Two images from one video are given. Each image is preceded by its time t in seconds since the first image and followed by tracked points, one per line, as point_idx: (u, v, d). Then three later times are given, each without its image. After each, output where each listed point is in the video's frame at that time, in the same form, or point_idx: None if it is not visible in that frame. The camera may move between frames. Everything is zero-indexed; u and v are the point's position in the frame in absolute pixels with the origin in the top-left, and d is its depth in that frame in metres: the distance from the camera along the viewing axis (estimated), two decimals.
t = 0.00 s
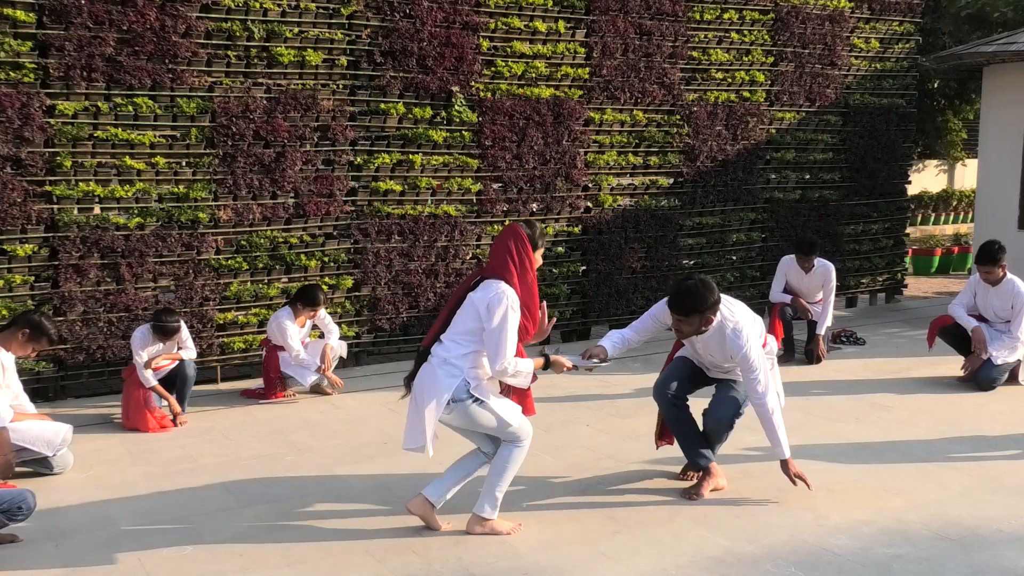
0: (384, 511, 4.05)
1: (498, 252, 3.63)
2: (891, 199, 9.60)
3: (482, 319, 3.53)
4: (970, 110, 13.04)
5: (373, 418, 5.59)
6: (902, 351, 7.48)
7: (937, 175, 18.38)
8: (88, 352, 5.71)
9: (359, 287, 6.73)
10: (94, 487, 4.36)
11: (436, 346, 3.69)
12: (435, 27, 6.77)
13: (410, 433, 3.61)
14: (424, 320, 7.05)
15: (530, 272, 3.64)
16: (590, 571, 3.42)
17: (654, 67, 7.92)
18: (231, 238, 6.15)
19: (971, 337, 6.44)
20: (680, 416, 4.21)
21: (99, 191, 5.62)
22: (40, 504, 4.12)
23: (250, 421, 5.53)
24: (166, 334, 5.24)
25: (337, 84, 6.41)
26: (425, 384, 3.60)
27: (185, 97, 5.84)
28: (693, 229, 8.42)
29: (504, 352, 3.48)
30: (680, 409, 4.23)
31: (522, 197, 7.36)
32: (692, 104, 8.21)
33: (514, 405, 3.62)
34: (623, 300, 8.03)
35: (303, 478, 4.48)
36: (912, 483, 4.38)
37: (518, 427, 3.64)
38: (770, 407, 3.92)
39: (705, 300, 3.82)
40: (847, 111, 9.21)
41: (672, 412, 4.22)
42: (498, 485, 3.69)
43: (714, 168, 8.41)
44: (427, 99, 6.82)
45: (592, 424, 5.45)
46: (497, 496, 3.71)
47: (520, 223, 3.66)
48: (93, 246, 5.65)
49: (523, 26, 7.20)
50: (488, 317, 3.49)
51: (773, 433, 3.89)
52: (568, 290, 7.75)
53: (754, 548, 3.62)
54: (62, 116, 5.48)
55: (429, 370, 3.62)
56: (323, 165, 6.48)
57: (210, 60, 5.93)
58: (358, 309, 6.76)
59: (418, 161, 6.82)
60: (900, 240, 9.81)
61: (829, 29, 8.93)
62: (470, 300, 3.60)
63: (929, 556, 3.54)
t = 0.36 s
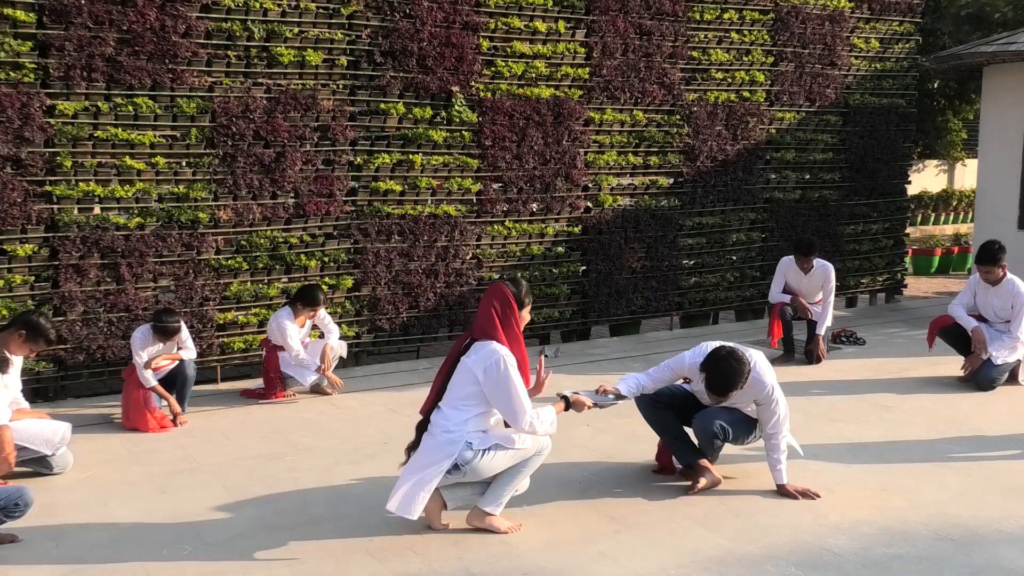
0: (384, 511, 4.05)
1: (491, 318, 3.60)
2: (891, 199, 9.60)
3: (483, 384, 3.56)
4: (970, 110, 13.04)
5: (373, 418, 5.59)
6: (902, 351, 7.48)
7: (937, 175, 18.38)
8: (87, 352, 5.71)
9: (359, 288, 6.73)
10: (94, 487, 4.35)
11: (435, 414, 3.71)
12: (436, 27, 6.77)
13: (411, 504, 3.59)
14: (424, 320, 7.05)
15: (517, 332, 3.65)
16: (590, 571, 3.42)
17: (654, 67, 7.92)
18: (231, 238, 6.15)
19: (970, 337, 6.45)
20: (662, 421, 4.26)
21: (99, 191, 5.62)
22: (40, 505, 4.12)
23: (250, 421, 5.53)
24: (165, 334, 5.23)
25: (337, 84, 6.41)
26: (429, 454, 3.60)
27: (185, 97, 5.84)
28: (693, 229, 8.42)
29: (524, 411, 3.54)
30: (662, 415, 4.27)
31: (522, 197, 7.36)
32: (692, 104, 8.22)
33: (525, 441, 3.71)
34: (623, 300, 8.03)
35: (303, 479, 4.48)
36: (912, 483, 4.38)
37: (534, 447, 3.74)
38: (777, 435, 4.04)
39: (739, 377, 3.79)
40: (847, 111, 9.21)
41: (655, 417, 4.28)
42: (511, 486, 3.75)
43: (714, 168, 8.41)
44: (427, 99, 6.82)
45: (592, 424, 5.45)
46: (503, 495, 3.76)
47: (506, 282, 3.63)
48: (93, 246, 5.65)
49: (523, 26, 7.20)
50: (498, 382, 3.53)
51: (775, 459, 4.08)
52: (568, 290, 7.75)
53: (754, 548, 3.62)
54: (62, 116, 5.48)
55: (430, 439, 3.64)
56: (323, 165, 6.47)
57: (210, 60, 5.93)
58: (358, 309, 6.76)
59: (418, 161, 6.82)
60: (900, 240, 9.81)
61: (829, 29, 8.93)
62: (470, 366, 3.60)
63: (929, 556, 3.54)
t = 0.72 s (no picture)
0: (384, 512, 4.05)
1: (487, 342, 3.58)
2: (891, 199, 9.60)
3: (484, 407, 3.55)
4: (970, 109, 13.04)
5: (373, 418, 5.59)
6: (902, 351, 7.48)
7: (937, 175, 18.38)
8: (88, 352, 5.72)
9: (359, 288, 6.73)
10: (94, 487, 4.36)
11: (435, 439, 3.67)
12: (436, 27, 6.77)
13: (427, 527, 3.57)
14: (424, 320, 7.05)
15: (511, 351, 3.63)
16: (590, 571, 3.42)
17: (654, 67, 7.92)
18: (231, 238, 6.16)
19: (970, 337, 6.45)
20: (673, 417, 4.35)
21: (99, 191, 5.62)
22: (40, 505, 4.12)
23: (250, 421, 5.53)
24: (164, 335, 5.22)
25: (337, 84, 6.42)
26: (437, 482, 3.56)
27: (185, 97, 5.84)
28: (693, 229, 8.42)
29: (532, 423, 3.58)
30: (675, 411, 4.36)
31: (522, 197, 7.37)
32: (692, 104, 8.22)
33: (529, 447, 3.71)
34: (623, 300, 8.03)
35: (303, 479, 4.49)
36: (912, 483, 4.38)
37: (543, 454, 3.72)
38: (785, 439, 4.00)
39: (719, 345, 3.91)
40: (847, 111, 9.21)
41: (666, 412, 4.38)
42: (516, 489, 3.74)
43: (714, 168, 8.41)
44: (427, 99, 6.82)
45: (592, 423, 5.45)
46: (508, 496, 3.74)
47: (498, 304, 3.60)
48: (93, 246, 5.65)
49: (523, 26, 7.20)
50: (502, 403, 3.53)
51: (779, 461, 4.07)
52: (568, 290, 7.75)
53: (754, 548, 3.62)
54: (62, 116, 5.48)
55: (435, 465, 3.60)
56: (323, 165, 6.48)
57: (210, 60, 5.93)
58: (358, 309, 6.77)
59: (418, 161, 6.82)
60: (900, 240, 9.81)
61: (829, 29, 8.93)
62: (470, 391, 3.58)
63: (929, 556, 3.54)
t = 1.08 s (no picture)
0: (384, 512, 4.05)
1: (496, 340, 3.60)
2: (891, 199, 9.60)
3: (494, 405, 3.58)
4: (970, 109, 13.04)
5: (373, 418, 5.59)
6: (901, 351, 7.48)
7: (937, 175, 18.38)
8: (88, 352, 5.71)
9: (359, 288, 6.73)
10: (94, 487, 4.35)
11: (444, 436, 3.68)
12: (436, 27, 6.77)
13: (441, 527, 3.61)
14: (424, 320, 7.05)
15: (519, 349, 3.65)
16: (590, 571, 3.42)
17: (654, 67, 7.92)
18: (231, 238, 6.16)
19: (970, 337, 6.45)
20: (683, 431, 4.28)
21: (99, 191, 5.62)
22: (39, 505, 4.12)
23: (250, 421, 5.53)
24: (164, 336, 5.22)
25: (337, 84, 6.41)
26: (448, 479, 3.57)
27: (185, 97, 5.84)
28: (693, 229, 8.42)
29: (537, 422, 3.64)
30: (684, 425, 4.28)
31: (522, 197, 7.37)
32: (692, 104, 8.22)
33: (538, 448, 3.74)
34: (623, 300, 8.03)
35: (303, 479, 4.48)
36: (912, 483, 4.38)
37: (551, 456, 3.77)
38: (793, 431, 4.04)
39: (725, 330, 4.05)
40: (847, 111, 9.21)
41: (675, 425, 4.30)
42: (522, 489, 3.76)
43: (714, 167, 8.41)
44: (427, 99, 6.82)
45: (592, 424, 5.45)
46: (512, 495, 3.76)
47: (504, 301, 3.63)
48: (93, 246, 5.65)
49: (523, 26, 7.20)
50: (515, 401, 3.55)
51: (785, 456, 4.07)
52: (568, 290, 7.75)
53: (754, 548, 3.62)
54: (62, 116, 5.48)
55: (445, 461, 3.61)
56: (323, 165, 6.48)
57: (210, 60, 5.93)
58: (358, 309, 6.76)
59: (418, 161, 6.82)
60: (900, 240, 9.81)
61: (829, 29, 8.93)
62: (483, 386, 3.59)
63: (929, 556, 3.54)
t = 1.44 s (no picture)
0: (384, 512, 4.05)
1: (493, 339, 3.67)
2: (891, 199, 9.60)
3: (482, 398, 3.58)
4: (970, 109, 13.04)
5: (373, 418, 5.59)
6: (901, 351, 7.48)
7: (937, 175, 18.38)
8: (88, 352, 5.71)
9: (359, 288, 6.73)
10: (94, 487, 4.35)
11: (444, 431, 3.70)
12: (436, 27, 6.77)
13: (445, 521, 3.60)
14: (424, 320, 7.05)
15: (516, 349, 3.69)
16: (590, 572, 3.42)
17: (654, 67, 7.92)
18: (231, 238, 6.16)
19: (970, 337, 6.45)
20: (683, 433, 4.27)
21: (99, 191, 5.62)
22: (39, 505, 4.11)
23: (251, 421, 5.53)
24: (165, 336, 5.22)
25: (337, 84, 6.42)
26: (448, 471, 3.59)
27: (185, 97, 5.84)
28: (693, 229, 8.42)
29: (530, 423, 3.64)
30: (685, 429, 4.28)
31: (522, 197, 7.37)
32: (692, 104, 8.22)
33: (540, 445, 3.74)
34: (623, 300, 8.03)
35: (303, 479, 4.48)
36: (912, 483, 4.38)
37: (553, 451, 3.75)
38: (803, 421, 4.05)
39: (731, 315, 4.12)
40: (847, 111, 9.21)
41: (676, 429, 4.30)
42: (525, 487, 3.76)
43: (714, 167, 8.41)
44: (427, 99, 6.82)
45: (592, 424, 5.45)
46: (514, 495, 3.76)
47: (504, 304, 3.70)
48: (93, 246, 5.65)
49: (523, 26, 7.20)
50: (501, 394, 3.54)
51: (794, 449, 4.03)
52: (568, 290, 7.76)
53: (754, 548, 3.62)
54: (62, 116, 5.48)
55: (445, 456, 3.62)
56: (323, 165, 6.48)
57: (210, 60, 5.93)
58: (358, 309, 6.76)
59: (418, 161, 6.82)
60: (900, 240, 9.81)
61: (829, 29, 8.93)
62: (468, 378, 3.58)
63: (929, 556, 3.54)
